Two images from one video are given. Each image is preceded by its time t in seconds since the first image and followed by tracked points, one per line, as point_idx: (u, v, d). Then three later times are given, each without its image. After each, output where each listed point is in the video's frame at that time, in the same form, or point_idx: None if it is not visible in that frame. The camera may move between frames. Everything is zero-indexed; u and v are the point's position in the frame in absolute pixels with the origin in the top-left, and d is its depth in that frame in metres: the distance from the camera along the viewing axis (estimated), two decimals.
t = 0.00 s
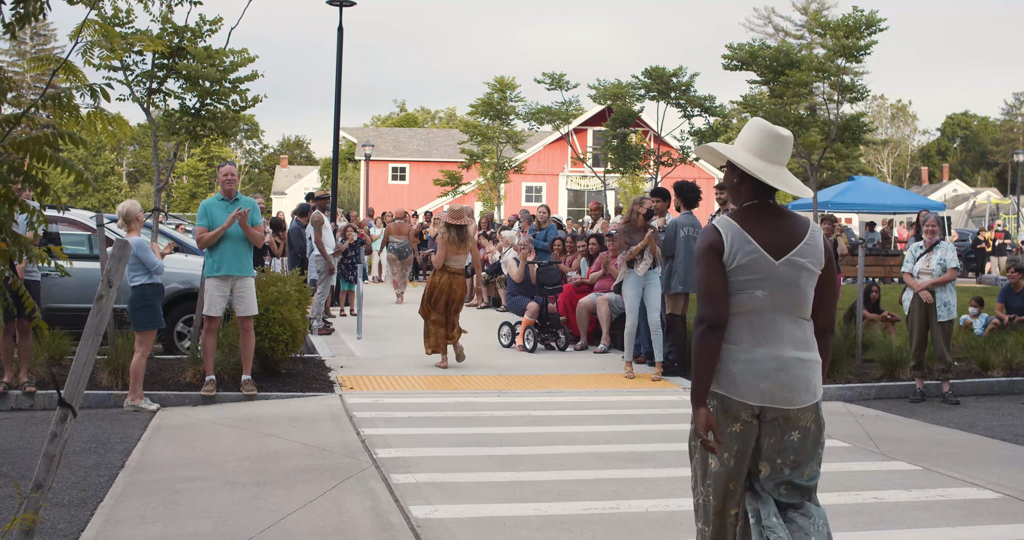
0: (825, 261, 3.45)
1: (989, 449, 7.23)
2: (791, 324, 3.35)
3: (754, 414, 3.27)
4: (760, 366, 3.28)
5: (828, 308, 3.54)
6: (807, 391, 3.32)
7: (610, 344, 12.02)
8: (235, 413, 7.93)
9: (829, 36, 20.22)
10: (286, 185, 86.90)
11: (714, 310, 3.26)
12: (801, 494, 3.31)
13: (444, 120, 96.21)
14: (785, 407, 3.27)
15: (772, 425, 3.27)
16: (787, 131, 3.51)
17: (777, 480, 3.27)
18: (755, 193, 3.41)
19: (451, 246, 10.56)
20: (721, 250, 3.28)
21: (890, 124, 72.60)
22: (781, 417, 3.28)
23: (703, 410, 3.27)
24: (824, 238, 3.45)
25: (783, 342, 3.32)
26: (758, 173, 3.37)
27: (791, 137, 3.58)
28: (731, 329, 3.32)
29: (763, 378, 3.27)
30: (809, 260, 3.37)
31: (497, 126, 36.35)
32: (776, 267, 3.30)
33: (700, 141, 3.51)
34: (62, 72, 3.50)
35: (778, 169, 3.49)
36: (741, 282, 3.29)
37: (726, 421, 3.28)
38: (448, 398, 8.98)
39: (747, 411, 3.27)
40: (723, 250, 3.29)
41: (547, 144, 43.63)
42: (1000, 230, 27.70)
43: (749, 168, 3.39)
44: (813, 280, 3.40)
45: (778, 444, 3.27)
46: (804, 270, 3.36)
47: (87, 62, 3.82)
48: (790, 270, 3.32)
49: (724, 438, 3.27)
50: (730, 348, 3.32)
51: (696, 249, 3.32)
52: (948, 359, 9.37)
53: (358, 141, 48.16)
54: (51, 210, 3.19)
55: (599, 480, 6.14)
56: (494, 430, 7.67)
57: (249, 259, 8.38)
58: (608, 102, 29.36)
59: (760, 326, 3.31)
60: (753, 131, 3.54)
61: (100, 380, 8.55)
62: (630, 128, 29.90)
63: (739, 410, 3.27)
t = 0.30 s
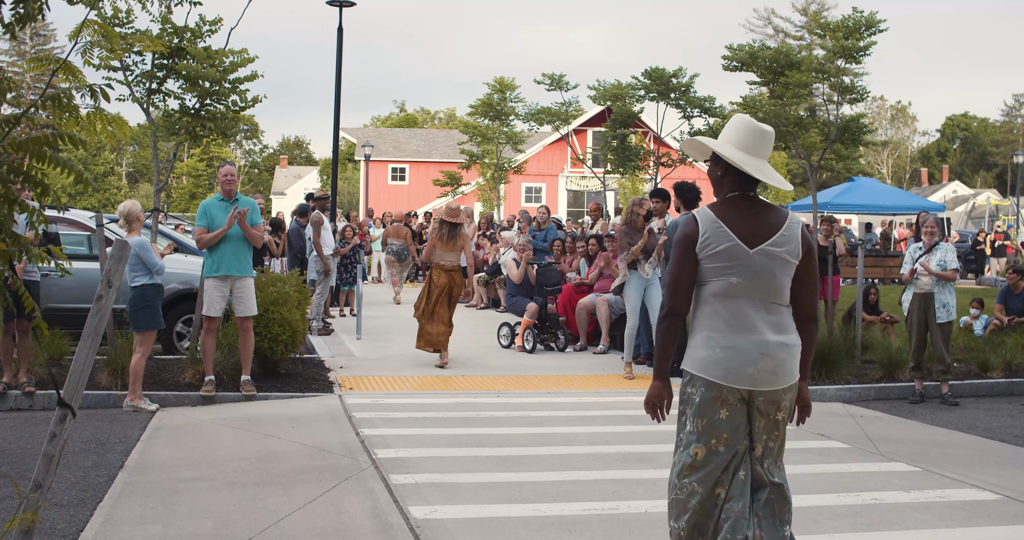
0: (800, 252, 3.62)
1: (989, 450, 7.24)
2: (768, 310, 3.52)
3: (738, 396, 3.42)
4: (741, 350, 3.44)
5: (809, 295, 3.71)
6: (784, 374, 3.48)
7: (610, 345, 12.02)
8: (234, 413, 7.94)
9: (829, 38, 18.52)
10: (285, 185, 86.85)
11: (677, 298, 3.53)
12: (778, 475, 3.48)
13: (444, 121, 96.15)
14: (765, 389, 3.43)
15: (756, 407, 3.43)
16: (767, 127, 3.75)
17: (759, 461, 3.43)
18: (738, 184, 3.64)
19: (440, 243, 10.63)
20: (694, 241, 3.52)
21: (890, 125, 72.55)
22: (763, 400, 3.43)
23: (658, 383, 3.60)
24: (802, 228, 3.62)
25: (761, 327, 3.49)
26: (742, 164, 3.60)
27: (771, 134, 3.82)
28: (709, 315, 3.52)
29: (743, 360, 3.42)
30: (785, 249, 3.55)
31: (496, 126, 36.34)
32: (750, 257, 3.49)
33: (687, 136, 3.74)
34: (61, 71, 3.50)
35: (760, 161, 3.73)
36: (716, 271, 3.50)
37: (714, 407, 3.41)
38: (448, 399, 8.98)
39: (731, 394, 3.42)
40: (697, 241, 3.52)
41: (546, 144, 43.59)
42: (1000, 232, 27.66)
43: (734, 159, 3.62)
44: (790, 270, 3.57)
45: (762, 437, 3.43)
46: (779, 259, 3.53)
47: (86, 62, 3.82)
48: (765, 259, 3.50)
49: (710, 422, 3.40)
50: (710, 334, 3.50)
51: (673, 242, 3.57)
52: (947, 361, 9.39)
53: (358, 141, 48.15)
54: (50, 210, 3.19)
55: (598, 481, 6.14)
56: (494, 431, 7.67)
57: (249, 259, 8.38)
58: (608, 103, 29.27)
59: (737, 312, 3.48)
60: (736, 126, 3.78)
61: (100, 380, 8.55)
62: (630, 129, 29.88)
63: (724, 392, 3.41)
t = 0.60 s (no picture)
0: (777, 261, 3.71)
1: (989, 450, 7.24)
2: (748, 315, 3.67)
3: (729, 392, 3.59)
4: (727, 351, 3.59)
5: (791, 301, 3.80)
6: (767, 373, 3.65)
7: (610, 345, 12.02)
8: (234, 414, 7.93)
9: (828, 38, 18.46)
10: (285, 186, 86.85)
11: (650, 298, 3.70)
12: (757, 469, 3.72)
13: (443, 121, 96.18)
14: (753, 387, 3.61)
15: (747, 402, 3.62)
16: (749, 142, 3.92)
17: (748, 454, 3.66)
18: (720, 195, 3.78)
19: (435, 241, 10.79)
20: (669, 250, 3.67)
21: (889, 125, 72.59)
22: (751, 395, 3.62)
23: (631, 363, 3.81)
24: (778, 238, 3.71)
25: (742, 330, 3.64)
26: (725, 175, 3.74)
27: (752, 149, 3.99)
28: (691, 319, 3.67)
29: (731, 359, 3.58)
30: (761, 257, 3.66)
31: (496, 127, 36.37)
32: (725, 265, 3.62)
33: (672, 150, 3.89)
34: (60, 73, 3.49)
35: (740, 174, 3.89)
36: (693, 278, 3.65)
37: (717, 399, 3.58)
38: (448, 400, 8.98)
39: (724, 390, 3.58)
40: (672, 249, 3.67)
41: (546, 145, 43.60)
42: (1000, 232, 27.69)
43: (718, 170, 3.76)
44: (766, 276, 3.69)
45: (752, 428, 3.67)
46: (755, 266, 3.65)
47: (86, 63, 3.82)
48: (741, 268, 3.63)
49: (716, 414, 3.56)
50: (696, 336, 3.64)
51: (651, 247, 3.72)
52: (946, 361, 9.41)
53: (358, 142, 48.17)
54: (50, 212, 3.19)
55: (599, 481, 6.14)
56: (494, 431, 7.67)
57: (248, 261, 8.37)
58: (607, 103, 29.27)
59: (717, 316, 3.63)
60: (718, 141, 3.94)
61: (100, 382, 8.55)
62: (629, 130, 29.90)
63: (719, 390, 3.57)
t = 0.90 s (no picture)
0: (754, 270, 3.81)
1: (989, 451, 7.24)
2: (729, 321, 3.76)
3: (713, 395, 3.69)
4: (711, 356, 3.68)
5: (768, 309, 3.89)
6: (748, 376, 3.76)
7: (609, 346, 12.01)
8: (234, 415, 7.92)
9: (828, 39, 18.39)
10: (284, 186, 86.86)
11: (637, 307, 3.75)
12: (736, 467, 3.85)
13: (443, 122, 96.21)
14: (735, 389, 3.71)
15: (730, 404, 3.74)
16: (732, 157, 3.97)
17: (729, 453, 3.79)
18: (703, 207, 3.83)
19: (434, 242, 10.95)
20: (652, 260, 3.74)
21: (889, 125, 72.62)
22: (733, 397, 3.73)
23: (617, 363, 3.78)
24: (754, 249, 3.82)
25: (724, 336, 3.73)
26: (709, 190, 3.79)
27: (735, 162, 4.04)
28: (675, 326, 3.74)
29: (714, 364, 3.67)
30: (739, 267, 3.75)
31: (496, 127, 36.40)
32: (706, 275, 3.70)
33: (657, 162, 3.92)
34: (61, 73, 3.49)
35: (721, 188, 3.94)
36: (676, 287, 3.72)
37: (702, 400, 3.69)
38: (448, 400, 8.97)
39: (708, 393, 3.69)
40: (655, 259, 3.74)
41: (546, 145, 43.61)
42: (999, 232, 27.73)
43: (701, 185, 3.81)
44: (744, 285, 3.79)
45: (736, 429, 3.79)
46: (734, 276, 3.74)
47: (86, 63, 3.82)
48: (721, 277, 3.72)
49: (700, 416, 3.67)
50: (680, 342, 3.71)
51: (635, 258, 3.78)
52: (946, 362, 9.41)
53: (358, 143, 48.23)
54: (50, 212, 3.19)
55: (599, 482, 6.14)
56: (494, 432, 7.67)
57: (248, 261, 8.36)
58: (607, 103, 29.29)
59: (700, 323, 3.72)
60: (702, 154, 3.98)
61: (100, 382, 8.55)
62: (629, 130, 29.91)
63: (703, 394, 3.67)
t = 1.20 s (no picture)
0: (735, 258, 3.90)
1: (989, 450, 7.24)
2: (712, 308, 3.83)
3: (697, 383, 3.73)
4: (695, 344, 3.73)
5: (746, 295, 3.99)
6: (732, 361, 3.82)
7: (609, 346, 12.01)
8: (233, 415, 7.92)
9: (827, 38, 18.39)
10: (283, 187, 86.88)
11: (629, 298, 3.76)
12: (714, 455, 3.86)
13: (443, 122, 96.25)
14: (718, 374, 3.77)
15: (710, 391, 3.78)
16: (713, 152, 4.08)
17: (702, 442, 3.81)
18: (686, 197, 3.91)
19: (434, 242, 10.95)
20: (640, 250, 3.77)
21: (888, 125, 72.63)
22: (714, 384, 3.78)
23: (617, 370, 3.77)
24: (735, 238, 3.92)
25: (709, 322, 3.80)
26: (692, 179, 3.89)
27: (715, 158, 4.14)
28: (661, 316, 3.78)
29: (699, 351, 3.72)
30: (722, 256, 3.83)
31: (496, 127, 36.40)
32: (693, 264, 3.76)
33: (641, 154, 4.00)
34: (60, 73, 3.49)
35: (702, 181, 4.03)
36: (664, 275, 3.76)
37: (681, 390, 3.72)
38: (448, 400, 8.97)
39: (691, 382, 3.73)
40: (643, 249, 3.77)
41: (546, 145, 43.61)
42: (999, 232, 27.75)
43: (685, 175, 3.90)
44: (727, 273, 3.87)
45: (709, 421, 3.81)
46: (718, 263, 3.82)
47: (86, 64, 3.82)
48: (706, 266, 3.78)
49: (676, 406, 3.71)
50: (667, 332, 3.75)
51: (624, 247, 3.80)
52: (946, 361, 9.40)
53: (357, 143, 48.24)
54: (49, 213, 3.18)
55: (599, 482, 6.14)
56: (494, 432, 7.67)
57: (247, 262, 8.36)
58: (607, 104, 29.31)
59: (686, 311, 3.77)
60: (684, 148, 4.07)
61: (100, 383, 8.55)
62: (629, 130, 29.91)
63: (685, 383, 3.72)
